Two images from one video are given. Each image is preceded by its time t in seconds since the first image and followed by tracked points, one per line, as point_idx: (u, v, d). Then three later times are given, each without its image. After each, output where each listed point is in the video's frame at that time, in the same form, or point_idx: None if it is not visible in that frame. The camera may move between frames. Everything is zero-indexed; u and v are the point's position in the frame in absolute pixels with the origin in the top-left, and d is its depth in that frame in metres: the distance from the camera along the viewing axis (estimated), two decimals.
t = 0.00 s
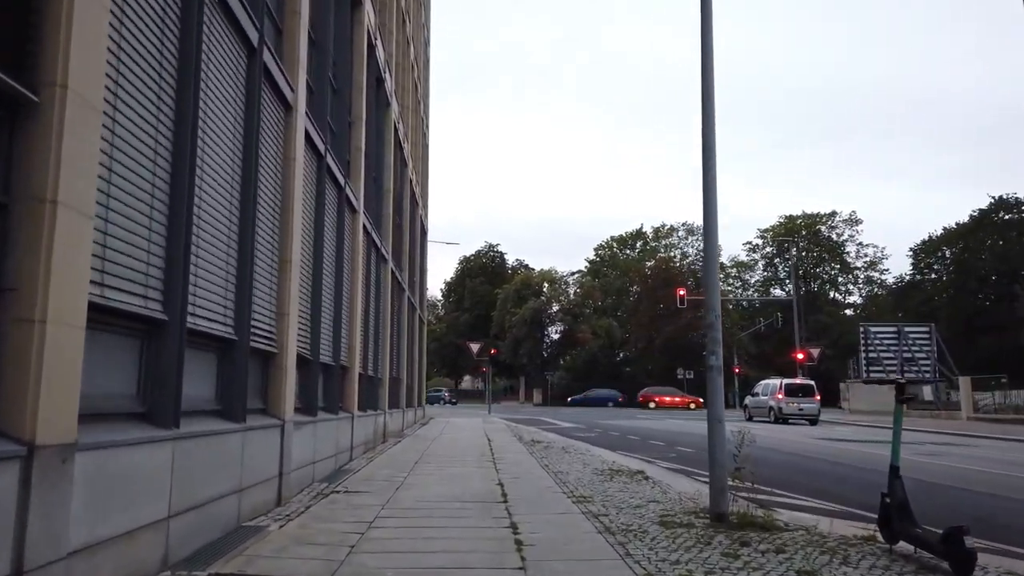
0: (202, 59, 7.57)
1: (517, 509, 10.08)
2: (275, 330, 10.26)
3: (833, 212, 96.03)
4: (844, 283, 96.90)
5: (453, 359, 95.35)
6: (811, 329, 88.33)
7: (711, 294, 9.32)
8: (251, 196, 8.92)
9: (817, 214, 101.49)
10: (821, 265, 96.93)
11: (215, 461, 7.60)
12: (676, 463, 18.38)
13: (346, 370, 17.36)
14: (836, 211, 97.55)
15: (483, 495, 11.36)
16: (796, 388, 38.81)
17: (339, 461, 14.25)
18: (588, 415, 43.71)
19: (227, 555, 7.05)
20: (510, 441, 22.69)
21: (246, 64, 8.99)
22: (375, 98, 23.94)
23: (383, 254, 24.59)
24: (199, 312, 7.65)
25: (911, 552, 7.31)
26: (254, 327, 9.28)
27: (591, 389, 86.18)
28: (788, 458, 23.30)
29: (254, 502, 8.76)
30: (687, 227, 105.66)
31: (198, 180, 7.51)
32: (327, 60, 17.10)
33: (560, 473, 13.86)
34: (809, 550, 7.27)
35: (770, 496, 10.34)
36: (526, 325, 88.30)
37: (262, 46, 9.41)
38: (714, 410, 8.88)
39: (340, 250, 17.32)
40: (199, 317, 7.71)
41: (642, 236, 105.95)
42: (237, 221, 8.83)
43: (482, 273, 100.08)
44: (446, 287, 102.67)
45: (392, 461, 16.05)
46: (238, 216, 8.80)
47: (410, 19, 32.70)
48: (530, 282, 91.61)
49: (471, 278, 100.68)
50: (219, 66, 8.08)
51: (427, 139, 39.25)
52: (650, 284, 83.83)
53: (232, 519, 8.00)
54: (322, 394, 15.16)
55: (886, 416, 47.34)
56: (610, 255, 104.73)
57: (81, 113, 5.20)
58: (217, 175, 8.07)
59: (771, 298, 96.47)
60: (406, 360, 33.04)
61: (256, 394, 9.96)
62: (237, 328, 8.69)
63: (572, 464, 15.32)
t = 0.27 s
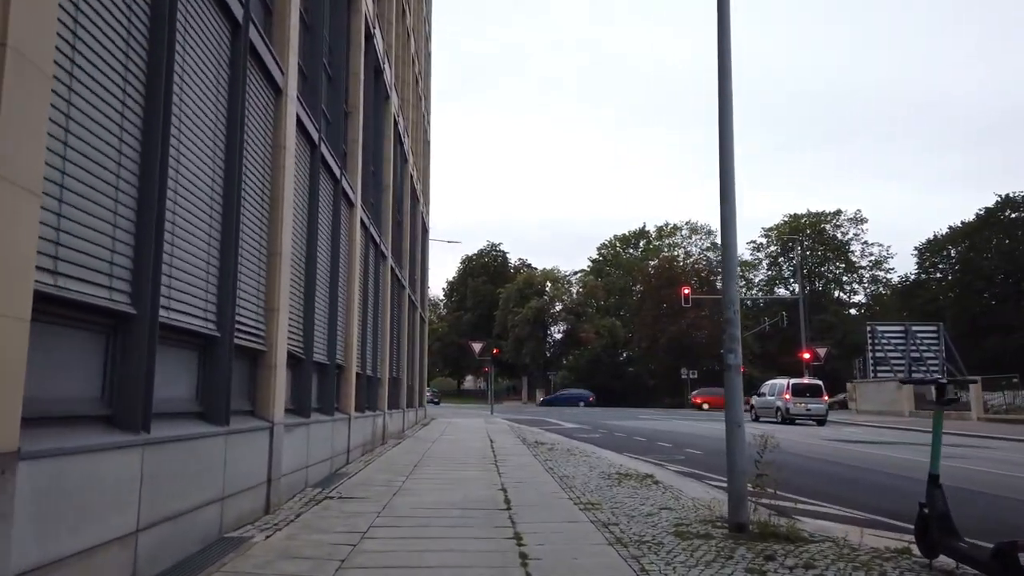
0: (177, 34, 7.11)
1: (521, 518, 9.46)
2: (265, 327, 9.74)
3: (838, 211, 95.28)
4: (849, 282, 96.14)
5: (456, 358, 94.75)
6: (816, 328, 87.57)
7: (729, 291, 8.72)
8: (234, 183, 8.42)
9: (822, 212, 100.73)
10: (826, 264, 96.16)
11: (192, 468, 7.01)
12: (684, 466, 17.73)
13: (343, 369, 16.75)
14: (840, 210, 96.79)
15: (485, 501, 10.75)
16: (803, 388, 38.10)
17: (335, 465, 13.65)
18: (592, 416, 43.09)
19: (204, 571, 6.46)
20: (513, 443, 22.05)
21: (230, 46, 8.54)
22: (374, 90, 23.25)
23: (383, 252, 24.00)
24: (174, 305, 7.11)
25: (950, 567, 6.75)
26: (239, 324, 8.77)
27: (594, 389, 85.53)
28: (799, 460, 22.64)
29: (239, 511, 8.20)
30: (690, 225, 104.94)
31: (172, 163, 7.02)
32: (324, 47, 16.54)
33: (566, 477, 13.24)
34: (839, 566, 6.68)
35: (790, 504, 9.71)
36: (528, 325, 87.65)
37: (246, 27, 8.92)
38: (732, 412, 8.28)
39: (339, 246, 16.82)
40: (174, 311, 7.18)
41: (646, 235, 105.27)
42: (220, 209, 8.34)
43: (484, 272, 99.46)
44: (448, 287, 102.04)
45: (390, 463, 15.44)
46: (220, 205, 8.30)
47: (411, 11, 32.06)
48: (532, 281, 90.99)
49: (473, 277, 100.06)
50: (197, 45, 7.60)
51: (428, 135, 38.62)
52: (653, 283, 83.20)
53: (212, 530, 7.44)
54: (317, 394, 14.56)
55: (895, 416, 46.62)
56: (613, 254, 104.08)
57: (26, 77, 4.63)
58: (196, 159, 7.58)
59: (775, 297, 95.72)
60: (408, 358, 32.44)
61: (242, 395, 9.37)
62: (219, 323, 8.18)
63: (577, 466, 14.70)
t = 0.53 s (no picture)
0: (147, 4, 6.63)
1: (526, 528, 8.83)
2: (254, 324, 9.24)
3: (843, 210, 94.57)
4: (854, 281, 95.45)
5: (458, 359, 94.21)
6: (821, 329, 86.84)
7: (752, 287, 8.12)
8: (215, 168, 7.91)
9: (826, 212, 100.03)
10: (830, 263, 95.45)
11: (164, 479, 6.41)
12: (694, 470, 17.09)
13: (340, 370, 16.15)
14: (845, 209, 96.10)
15: (488, 510, 10.11)
16: (811, 389, 37.41)
17: (331, 470, 13.04)
18: (597, 417, 42.42)
19: None
20: (516, 446, 21.42)
21: (210, 24, 8.09)
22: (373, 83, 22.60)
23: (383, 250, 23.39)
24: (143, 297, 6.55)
25: None
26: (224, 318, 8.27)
27: (597, 390, 85.03)
28: (812, 463, 21.95)
29: (221, 523, 7.60)
30: (694, 225, 104.26)
31: (142, 141, 6.52)
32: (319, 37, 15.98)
33: (573, 482, 12.61)
34: None
35: (814, 516, 9.10)
36: (531, 325, 87.03)
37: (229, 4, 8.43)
38: (755, 417, 7.65)
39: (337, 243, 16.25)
40: (147, 305, 6.62)
41: (649, 235, 104.69)
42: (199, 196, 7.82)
43: (486, 273, 98.88)
44: (451, 287, 101.49)
45: (389, 468, 14.81)
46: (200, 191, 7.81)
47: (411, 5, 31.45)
48: (535, 281, 90.40)
49: (476, 278, 99.46)
50: (172, 20, 7.13)
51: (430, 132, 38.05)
52: (657, 283, 82.60)
53: (190, 546, 6.86)
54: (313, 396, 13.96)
55: (904, 417, 45.90)
56: (616, 254, 103.48)
57: None
58: (170, 139, 7.09)
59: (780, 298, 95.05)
60: (410, 359, 31.85)
61: (227, 398, 8.78)
62: (198, 319, 7.66)
63: (583, 472, 14.08)
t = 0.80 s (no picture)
0: None
1: (530, 534, 8.21)
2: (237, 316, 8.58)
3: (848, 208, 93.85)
4: (859, 280, 94.72)
5: (460, 358, 93.71)
6: (826, 327, 86.12)
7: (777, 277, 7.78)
8: (192, 143, 7.34)
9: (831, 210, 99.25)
10: (835, 262, 94.72)
11: (127, 484, 5.81)
12: (704, 471, 16.46)
13: (337, 368, 15.52)
14: (850, 207, 95.36)
15: (490, 514, 9.49)
16: (820, 388, 36.73)
17: (326, 472, 12.43)
18: (601, 417, 41.76)
19: None
20: (519, 446, 20.78)
21: None
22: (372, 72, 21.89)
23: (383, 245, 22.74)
24: (107, 280, 5.94)
25: None
26: (201, 309, 7.62)
27: (599, 389, 84.35)
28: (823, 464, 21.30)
29: (201, 530, 7.04)
30: (697, 223, 103.53)
31: (102, 107, 5.88)
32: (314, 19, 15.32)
33: (579, 485, 11.99)
34: None
35: (839, 523, 8.48)
36: (533, 325, 86.40)
37: None
38: (783, 415, 7.04)
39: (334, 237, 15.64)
40: (108, 290, 5.96)
41: (652, 233, 104.04)
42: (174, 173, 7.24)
43: (489, 272, 98.22)
44: (453, 286, 100.86)
45: (387, 470, 14.20)
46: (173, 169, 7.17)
47: None
48: (538, 280, 89.75)
49: (478, 276, 98.83)
50: None
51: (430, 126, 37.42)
52: (661, 281, 81.95)
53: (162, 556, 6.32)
54: (306, 394, 13.33)
55: (912, 416, 45.21)
56: (619, 252, 102.82)
57: None
58: (136, 108, 6.44)
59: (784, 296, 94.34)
60: (411, 357, 31.20)
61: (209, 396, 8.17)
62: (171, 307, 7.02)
63: (590, 473, 13.46)
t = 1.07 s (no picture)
0: None
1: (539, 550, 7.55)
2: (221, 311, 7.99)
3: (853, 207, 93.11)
4: (864, 280, 93.94)
5: (462, 359, 93.10)
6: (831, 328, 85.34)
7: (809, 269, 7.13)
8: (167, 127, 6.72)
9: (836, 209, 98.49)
10: (840, 262, 93.94)
11: (79, 502, 5.18)
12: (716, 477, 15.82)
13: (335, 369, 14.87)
14: (855, 207, 94.60)
15: (495, 527, 8.81)
16: (829, 389, 36.03)
17: (321, 479, 11.80)
18: (605, 419, 41.08)
19: None
20: (523, 449, 20.12)
21: None
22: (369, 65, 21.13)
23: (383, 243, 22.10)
24: (59, 271, 5.25)
25: None
26: (179, 303, 7.03)
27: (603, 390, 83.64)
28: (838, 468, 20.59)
29: (174, 549, 6.44)
30: (701, 223, 102.77)
31: (59, 77, 5.29)
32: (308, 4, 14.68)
33: (588, 493, 11.34)
34: None
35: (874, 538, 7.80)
36: (536, 325, 85.70)
37: None
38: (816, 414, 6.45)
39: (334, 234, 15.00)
40: (67, 281, 5.36)
41: (655, 233, 103.33)
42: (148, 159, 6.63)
43: (491, 272, 97.36)
44: (455, 287, 100.11)
45: (386, 475, 13.59)
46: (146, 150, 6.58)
47: None
48: (541, 280, 89.07)
49: (480, 277, 98.14)
50: None
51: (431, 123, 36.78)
52: (665, 281, 81.26)
53: None
54: (300, 396, 12.67)
55: (922, 418, 44.46)
56: (622, 252, 102.12)
57: None
58: (102, 80, 5.85)
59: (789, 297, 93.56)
60: (412, 358, 30.51)
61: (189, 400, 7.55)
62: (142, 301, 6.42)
63: (598, 480, 12.82)
